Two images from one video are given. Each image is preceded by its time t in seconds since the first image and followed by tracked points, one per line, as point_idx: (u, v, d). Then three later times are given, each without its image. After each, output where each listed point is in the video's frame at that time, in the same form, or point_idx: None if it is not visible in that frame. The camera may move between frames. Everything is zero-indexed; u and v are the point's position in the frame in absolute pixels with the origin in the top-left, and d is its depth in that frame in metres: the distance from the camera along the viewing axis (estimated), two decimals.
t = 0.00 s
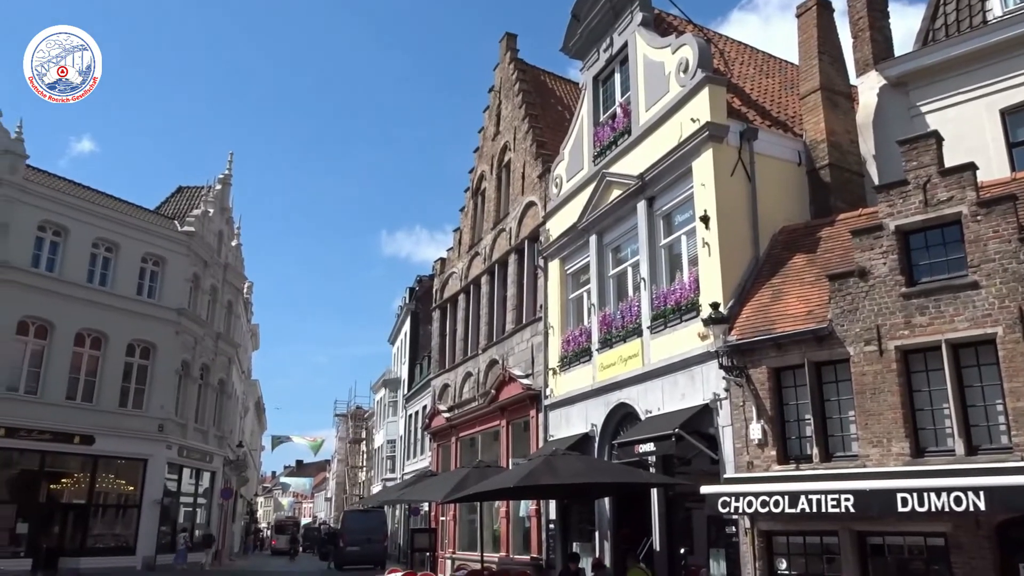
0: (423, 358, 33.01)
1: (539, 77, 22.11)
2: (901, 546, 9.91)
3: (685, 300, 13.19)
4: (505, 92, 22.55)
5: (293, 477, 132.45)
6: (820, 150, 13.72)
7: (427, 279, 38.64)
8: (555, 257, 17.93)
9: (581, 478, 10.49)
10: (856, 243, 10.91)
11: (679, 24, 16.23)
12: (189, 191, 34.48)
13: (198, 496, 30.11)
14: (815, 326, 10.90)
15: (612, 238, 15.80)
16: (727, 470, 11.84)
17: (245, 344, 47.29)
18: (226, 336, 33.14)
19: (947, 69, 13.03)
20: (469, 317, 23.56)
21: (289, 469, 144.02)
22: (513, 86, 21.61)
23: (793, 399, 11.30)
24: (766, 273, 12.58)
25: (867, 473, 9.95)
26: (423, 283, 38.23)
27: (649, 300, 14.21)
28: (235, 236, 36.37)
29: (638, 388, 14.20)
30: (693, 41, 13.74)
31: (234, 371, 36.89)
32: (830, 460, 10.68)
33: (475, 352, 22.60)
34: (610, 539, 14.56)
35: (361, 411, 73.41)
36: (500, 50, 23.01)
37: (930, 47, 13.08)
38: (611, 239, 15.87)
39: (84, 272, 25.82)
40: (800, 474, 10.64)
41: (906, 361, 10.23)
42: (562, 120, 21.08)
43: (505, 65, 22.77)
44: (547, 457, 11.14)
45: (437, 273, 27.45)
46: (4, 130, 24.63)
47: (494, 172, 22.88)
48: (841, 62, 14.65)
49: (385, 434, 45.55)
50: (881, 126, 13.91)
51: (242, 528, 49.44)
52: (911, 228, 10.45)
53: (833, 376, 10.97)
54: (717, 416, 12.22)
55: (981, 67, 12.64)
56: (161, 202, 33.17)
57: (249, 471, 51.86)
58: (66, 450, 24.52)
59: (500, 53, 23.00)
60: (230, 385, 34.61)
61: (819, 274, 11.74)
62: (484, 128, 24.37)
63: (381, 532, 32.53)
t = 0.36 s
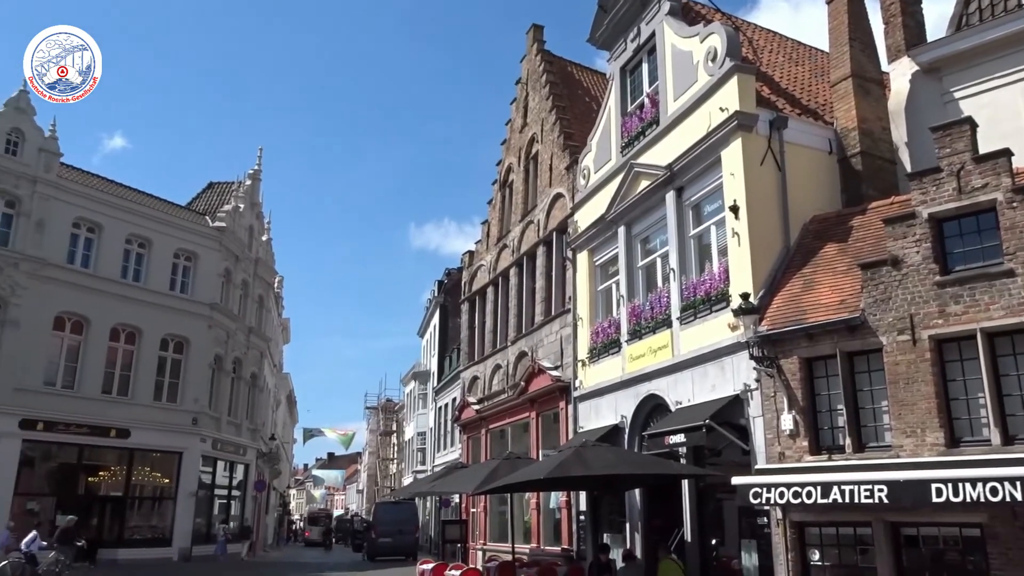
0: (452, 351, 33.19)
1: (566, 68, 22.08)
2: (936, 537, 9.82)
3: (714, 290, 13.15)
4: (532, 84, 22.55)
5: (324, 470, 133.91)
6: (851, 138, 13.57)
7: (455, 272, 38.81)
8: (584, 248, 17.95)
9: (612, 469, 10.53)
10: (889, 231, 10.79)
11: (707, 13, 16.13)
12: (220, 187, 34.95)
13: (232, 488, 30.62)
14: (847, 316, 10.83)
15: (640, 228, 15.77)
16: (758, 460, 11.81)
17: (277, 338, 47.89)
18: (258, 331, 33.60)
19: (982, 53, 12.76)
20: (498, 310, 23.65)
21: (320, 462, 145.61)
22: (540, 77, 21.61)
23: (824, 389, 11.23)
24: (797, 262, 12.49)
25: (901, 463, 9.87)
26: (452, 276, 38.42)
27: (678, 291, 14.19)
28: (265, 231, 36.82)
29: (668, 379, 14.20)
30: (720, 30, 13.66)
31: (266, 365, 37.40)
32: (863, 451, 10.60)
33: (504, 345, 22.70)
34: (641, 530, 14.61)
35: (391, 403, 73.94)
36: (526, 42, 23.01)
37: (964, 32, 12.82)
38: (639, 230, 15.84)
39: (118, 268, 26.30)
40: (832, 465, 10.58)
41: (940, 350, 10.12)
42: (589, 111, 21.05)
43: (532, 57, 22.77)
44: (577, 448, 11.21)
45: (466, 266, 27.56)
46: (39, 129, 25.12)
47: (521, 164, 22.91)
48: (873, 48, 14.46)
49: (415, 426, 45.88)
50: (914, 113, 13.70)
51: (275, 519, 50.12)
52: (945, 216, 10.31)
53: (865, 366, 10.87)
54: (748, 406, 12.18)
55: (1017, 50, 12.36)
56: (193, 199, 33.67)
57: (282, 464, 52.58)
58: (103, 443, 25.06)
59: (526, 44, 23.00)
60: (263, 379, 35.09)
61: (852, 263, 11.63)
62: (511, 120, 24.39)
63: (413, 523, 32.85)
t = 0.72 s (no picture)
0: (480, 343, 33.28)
1: (591, 57, 21.91)
2: (974, 528, 9.61)
3: (744, 279, 12.99)
4: (556, 74, 22.42)
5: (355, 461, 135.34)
6: (883, 122, 13.26)
7: (483, 264, 38.87)
8: (611, 239, 17.83)
9: (642, 460, 10.46)
10: (923, 217, 10.56)
11: None
12: (249, 182, 35.34)
13: (266, 480, 31.06)
14: (880, 303, 10.63)
15: (667, 218, 15.63)
16: (791, 450, 11.67)
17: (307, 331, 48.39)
18: (289, 324, 33.97)
19: (1018, 32, 12.35)
20: (526, 302, 23.62)
21: (352, 453, 147.15)
22: (564, 67, 21.47)
23: (858, 378, 11.05)
24: (828, 250, 12.28)
25: (937, 453, 9.68)
26: (479, 268, 38.48)
27: (707, 280, 14.04)
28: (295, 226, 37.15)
29: (697, 369, 14.08)
30: (748, 15, 13.44)
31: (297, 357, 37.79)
32: (898, 441, 10.42)
33: (532, 336, 22.67)
34: (672, 521, 14.54)
35: (420, 395, 74.37)
36: (551, 32, 22.87)
37: (999, 11, 12.44)
38: (667, 219, 15.69)
39: (152, 264, 26.72)
40: (866, 455, 10.42)
41: (978, 338, 9.88)
42: (615, 100, 20.87)
43: (556, 47, 22.62)
44: (606, 440, 11.15)
45: (492, 258, 27.55)
46: (73, 129, 25.50)
47: (547, 155, 22.80)
48: (905, 30, 14.14)
49: (445, 418, 46.12)
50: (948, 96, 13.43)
51: (308, 510, 50.75)
52: (982, 200, 10.05)
53: (900, 355, 10.67)
54: (779, 396, 12.03)
55: None
56: (223, 194, 34.07)
57: (314, 456, 53.19)
58: (140, 436, 25.54)
59: (551, 34, 22.85)
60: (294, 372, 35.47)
61: (885, 249, 11.41)
62: (537, 111, 24.28)
63: (444, 514, 33.07)
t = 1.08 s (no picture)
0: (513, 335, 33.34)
1: (623, 47, 21.75)
2: (1020, 519, 9.39)
3: (780, 269, 12.84)
4: (587, 65, 22.31)
5: (391, 454, 136.55)
6: (923, 106, 12.97)
7: (515, 257, 38.88)
8: (644, 229, 17.74)
9: (679, 451, 10.41)
10: (965, 202, 10.31)
11: None
12: (284, 179, 35.76)
13: (304, 472, 31.53)
14: (921, 291, 10.43)
15: (701, 208, 15.49)
16: (830, 441, 11.53)
17: (342, 325, 48.90)
18: (324, 319, 34.38)
19: None
20: (559, 294, 23.60)
21: (388, 446, 148.53)
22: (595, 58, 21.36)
23: (899, 367, 10.87)
24: (867, 237, 12.07)
25: (981, 443, 9.47)
26: (512, 261, 38.51)
27: (742, 270, 13.90)
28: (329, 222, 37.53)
29: (733, 359, 13.97)
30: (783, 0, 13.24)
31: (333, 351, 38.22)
32: (941, 431, 10.23)
33: (565, 328, 22.66)
34: (709, 512, 14.49)
35: (455, 388, 74.73)
36: (581, 23, 22.75)
37: None
38: (701, 209, 15.56)
39: (191, 261, 27.22)
40: (908, 445, 10.24)
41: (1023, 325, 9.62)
42: (647, 90, 20.72)
43: (587, 38, 22.50)
44: (642, 431, 11.11)
45: (525, 250, 27.56)
46: (112, 129, 26.01)
47: (579, 146, 22.72)
48: (945, 12, 13.81)
49: (479, 410, 46.31)
50: (989, 78, 13.10)
51: (346, 502, 51.38)
52: None
53: (942, 343, 10.46)
54: (817, 386, 11.89)
55: None
56: (259, 191, 34.54)
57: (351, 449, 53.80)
58: (182, 429, 26.08)
59: (582, 25, 22.74)
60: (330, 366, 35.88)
61: (925, 236, 11.19)
62: (568, 102, 24.19)
63: (479, 505, 33.25)
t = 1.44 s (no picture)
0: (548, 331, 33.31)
1: (655, 38, 21.57)
2: None
3: (818, 259, 12.63)
4: (619, 58, 22.17)
5: (427, 450, 137.54)
6: (965, 91, 12.63)
7: (549, 252, 38.81)
8: (678, 222, 17.59)
9: (717, 446, 10.31)
10: (1011, 187, 9.93)
11: None
12: (318, 178, 36.16)
13: (342, 468, 31.89)
14: (965, 281, 10.16)
15: (737, 199, 15.30)
16: (872, 434, 11.33)
17: (378, 322, 49.34)
18: (360, 316, 34.72)
19: None
20: (593, 288, 23.52)
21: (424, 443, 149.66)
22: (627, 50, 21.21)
23: (943, 358, 10.61)
24: (908, 226, 11.79)
25: None
26: (545, 256, 38.46)
27: (780, 261, 13.70)
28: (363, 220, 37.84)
29: (771, 352, 13.79)
30: None
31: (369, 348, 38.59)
32: (988, 423, 9.96)
33: (600, 323, 22.57)
34: (748, 507, 14.34)
35: (491, 384, 74.92)
36: (612, 15, 22.59)
37: None
38: (736, 200, 15.37)
39: (229, 260, 27.68)
40: (953, 438, 10.00)
41: None
42: (679, 81, 20.52)
43: (619, 30, 22.35)
44: (679, 425, 11.03)
45: (559, 245, 27.50)
46: (151, 132, 26.52)
47: (612, 140, 22.58)
48: None
49: (515, 406, 46.37)
50: None
51: (384, 498, 51.91)
52: None
53: (988, 333, 10.19)
54: (859, 379, 11.68)
55: None
56: (294, 191, 34.96)
57: (388, 445, 54.30)
58: (223, 426, 26.56)
59: (613, 17, 22.58)
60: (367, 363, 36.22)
61: (969, 224, 10.91)
62: (600, 96, 24.06)
63: (516, 501, 33.31)
